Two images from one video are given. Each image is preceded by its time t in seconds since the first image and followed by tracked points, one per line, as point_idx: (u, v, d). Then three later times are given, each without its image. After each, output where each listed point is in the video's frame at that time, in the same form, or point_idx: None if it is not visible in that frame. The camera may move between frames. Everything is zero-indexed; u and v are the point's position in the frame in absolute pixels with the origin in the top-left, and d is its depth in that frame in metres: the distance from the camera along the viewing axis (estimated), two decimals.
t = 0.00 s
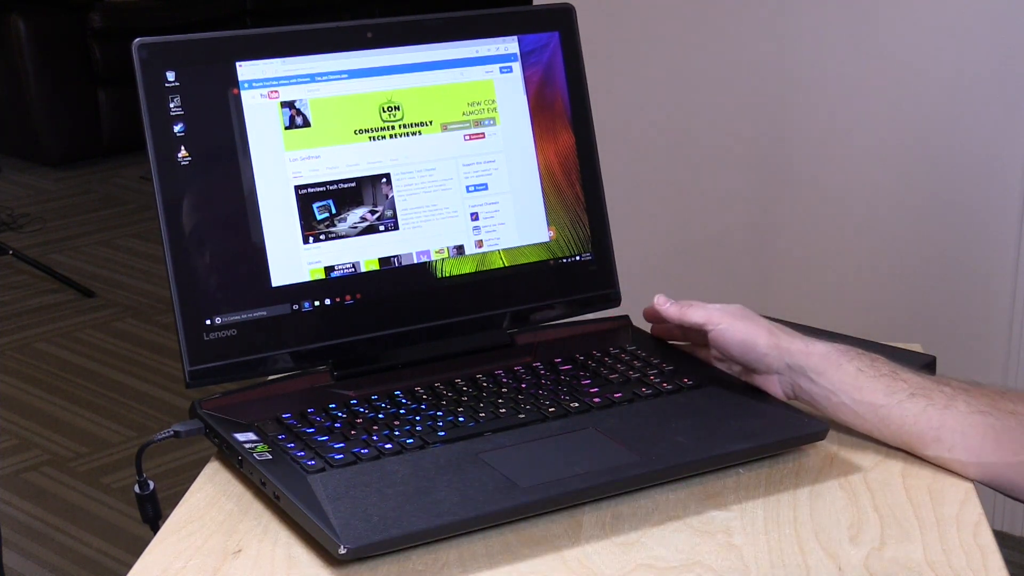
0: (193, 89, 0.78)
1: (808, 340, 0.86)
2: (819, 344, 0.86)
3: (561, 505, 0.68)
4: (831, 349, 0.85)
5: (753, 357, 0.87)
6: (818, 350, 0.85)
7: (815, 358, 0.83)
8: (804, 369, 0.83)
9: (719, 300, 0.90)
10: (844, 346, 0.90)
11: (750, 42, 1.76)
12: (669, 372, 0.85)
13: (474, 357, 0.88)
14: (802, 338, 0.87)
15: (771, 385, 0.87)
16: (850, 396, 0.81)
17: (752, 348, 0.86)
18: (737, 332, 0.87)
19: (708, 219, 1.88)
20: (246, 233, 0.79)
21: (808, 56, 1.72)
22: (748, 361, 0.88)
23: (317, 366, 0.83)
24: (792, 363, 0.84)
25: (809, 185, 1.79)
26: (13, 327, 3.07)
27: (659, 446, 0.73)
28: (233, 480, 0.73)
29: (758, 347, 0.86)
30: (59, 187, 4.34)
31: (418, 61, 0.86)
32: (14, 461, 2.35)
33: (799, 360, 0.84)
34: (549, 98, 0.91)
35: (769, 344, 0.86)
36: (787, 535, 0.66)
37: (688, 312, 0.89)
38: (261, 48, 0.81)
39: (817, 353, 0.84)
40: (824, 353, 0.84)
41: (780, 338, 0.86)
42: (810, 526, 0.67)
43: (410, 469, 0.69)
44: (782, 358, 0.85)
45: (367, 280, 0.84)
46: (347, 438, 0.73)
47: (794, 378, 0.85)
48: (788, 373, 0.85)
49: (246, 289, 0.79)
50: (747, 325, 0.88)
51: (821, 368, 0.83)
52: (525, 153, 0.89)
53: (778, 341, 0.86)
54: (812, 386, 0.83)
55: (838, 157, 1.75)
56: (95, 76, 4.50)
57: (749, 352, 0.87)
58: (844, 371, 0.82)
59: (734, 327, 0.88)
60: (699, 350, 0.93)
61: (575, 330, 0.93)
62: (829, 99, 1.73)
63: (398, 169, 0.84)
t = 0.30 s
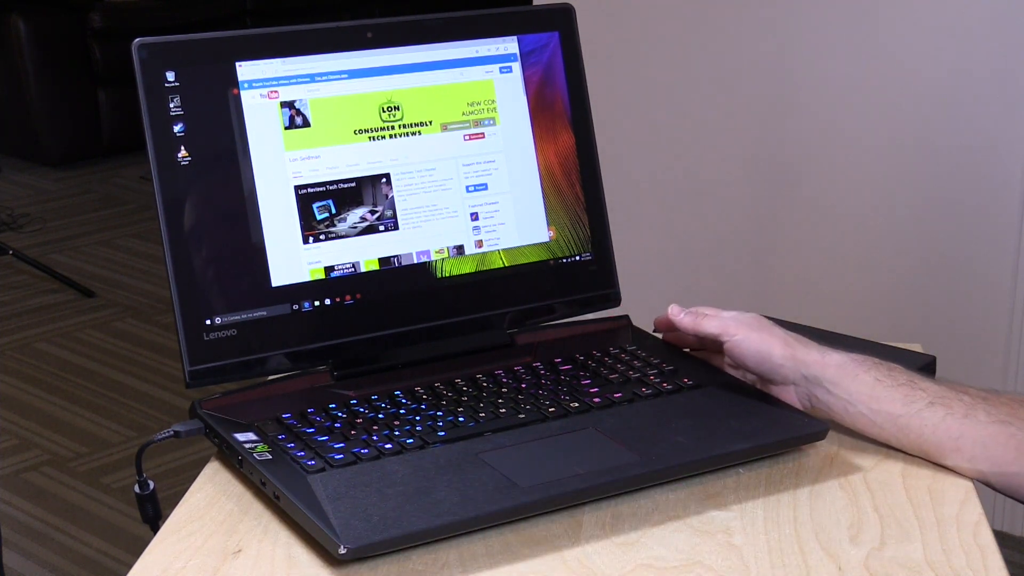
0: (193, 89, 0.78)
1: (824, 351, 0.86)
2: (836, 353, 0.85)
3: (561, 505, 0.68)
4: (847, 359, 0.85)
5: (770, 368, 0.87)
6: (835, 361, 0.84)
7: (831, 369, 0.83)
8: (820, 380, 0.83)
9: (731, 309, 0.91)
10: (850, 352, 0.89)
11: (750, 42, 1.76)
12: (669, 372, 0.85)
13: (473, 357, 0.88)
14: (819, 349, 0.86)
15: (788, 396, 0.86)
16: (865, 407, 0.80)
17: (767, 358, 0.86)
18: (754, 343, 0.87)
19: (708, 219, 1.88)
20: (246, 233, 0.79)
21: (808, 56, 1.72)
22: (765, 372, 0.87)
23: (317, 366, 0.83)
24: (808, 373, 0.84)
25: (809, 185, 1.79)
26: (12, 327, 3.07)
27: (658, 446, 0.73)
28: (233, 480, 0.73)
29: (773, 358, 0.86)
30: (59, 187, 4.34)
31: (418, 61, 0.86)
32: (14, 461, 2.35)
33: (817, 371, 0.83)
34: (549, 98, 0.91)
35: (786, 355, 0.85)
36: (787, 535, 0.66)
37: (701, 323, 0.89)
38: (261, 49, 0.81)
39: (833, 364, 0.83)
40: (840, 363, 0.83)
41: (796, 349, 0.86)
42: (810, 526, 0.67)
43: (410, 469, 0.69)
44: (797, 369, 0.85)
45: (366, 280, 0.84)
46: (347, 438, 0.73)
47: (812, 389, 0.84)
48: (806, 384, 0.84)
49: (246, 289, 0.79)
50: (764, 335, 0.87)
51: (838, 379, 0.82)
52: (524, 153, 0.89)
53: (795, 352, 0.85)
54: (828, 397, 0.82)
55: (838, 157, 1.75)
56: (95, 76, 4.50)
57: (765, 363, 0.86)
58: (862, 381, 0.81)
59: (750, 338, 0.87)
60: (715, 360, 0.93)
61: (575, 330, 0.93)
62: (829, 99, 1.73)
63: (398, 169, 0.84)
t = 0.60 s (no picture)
0: (193, 89, 0.78)
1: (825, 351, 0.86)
2: (838, 354, 0.85)
3: (561, 505, 0.68)
4: (848, 359, 0.85)
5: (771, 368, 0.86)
6: (836, 361, 0.84)
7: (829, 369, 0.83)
8: (821, 380, 0.83)
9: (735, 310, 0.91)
10: (852, 352, 0.89)
11: (750, 42, 1.76)
12: (669, 372, 0.85)
13: (473, 358, 0.88)
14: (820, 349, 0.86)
15: (788, 396, 0.86)
16: (866, 407, 0.80)
17: (768, 358, 0.86)
18: (755, 343, 0.87)
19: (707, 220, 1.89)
20: (246, 233, 0.79)
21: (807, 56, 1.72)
22: (765, 372, 0.87)
23: (317, 366, 0.83)
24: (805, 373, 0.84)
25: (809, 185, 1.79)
26: (12, 327, 3.07)
27: (658, 446, 0.73)
28: (233, 480, 0.73)
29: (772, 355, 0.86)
30: (59, 187, 4.34)
31: (417, 61, 0.86)
32: (14, 461, 2.35)
33: (818, 372, 0.83)
34: (549, 98, 0.91)
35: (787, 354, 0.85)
36: (787, 535, 0.66)
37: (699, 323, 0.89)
38: (261, 49, 0.81)
39: (834, 364, 0.83)
40: (842, 364, 0.83)
41: (797, 349, 0.86)
42: (810, 526, 0.67)
43: (410, 468, 0.69)
44: (798, 369, 0.84)
45: (366, 280, 0.84)
46: (347, 438, 0.73)
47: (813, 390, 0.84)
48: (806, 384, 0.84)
49: (245, 289, 0.79)
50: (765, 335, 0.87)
51: (839, 379, 0.82)
52: (524, 153, 0.89)
53: (796, 351, 0.85)
54: (829, 397, 0.82)
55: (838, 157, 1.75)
56: (95, 76, 4.50)
57: (766, 362, 0.86)
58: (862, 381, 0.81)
59: (751, 338, 0.87)
60: (717, 362, 0.93)
61: (575, 330, 0.93)
62: (829, 99, 1.73)
63: (398, 169, 0.84)
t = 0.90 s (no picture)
0: (193, 89, 0.78)
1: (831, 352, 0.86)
2: (846, 355, 0.85)
3: (561, 505, 0.68)
4: (855, 360, 0.84)
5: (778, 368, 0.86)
6: (842, 361, 0.84)
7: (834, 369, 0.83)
8: (827, 380, 0.83)
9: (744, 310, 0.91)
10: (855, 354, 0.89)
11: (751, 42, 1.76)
12: (669, 372, 0.85)
13: (473, 357, 0.88)
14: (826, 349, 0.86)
15: (793, 397, 0.86)
16: (872, 407, 0.79)
17: (774, 358, 0.86)
18: (760, 343, 0.87)
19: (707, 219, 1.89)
20: (246, 233, 0.79)
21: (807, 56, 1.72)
22: (771, 372, 0.87)
23: (317, 366, 0.83)
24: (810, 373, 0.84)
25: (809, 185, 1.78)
26: (12, 327, 3.07)
27: (658, 446, 0.73)
28: (233, 480, 0.73)
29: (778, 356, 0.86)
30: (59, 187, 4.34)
31: (416, 61, 0.86)
32: (14, 461, 2.35)
33: (824, 371, 0.83)
34: (549, 98, 0.91)
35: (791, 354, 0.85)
36: (787, 535, 0.66)
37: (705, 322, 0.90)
38: (261, 48, 0.81)
39: (840, 365, 0.83)
40: (848, 364, 0.83)
41: (803, 348, 0.86)
42: (810, 526, 0.67)
43: (410, 468, 0.69)
44: (804, 369, 0.84)
45: (366, 280, 0.84)
46: (347, 438, 0.73)
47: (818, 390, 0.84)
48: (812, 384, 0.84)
49: (246, 289, 0.79)
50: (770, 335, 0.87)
51: (846, 379, 0.82)
52: (524, 153, 0.89)
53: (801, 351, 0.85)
54: (835, 398, 0.82)
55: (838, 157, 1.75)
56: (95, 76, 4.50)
57: (771, 362, 0.86)
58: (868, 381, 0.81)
59: (756, 338, 0.87)
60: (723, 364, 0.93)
61: (575, 330, 0.93)
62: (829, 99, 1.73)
63: (398, 169, 0.84)
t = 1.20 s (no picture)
0: (193, 90, 0.78)
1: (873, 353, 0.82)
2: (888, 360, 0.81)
3: (561, 505, 0.68)
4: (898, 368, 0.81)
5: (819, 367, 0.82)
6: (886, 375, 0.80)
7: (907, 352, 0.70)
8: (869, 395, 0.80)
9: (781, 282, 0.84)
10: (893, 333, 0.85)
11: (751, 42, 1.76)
12: (669, 372, 0.85)
13: (474, 358, 0.88)
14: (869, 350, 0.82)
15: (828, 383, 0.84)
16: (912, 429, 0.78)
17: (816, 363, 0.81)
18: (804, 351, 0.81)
19: (707, 219, 1.89)
20: (246, 233, 0.79)
21: (808, 55, 1.72)
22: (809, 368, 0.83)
23: (317, 366, 0.83)
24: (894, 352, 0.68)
25: (809, 185, 1.78)
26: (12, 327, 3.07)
27: (658, 446, 0.73)
28: (233, 481, 0.73)
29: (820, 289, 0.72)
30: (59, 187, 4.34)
31: (416, 61, 0.86)
32: (13, 462, 2.35)
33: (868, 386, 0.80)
34: (549, 98, 0.91)
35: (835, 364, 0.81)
36: (787, 535, 0.66)
37: (765, 212, 0.72)
38: (261, 49, 0.81)
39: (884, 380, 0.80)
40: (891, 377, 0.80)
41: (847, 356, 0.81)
42: (810, 526, 0.67)
43: (410, 469, 0.69)
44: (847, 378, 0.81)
45: (366, 280, 0.84)
46: (347, 438, 0.73)
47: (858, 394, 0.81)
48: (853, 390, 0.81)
49: (246, 289, 0.79)
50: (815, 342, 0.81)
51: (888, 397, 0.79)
52: (524, 153, 0.89)
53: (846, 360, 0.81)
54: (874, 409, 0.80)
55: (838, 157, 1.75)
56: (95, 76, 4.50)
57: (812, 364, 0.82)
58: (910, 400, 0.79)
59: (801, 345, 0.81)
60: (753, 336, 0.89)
61: (576, 330, 0.93)
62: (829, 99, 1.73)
63: (398, 169, 0.84)
